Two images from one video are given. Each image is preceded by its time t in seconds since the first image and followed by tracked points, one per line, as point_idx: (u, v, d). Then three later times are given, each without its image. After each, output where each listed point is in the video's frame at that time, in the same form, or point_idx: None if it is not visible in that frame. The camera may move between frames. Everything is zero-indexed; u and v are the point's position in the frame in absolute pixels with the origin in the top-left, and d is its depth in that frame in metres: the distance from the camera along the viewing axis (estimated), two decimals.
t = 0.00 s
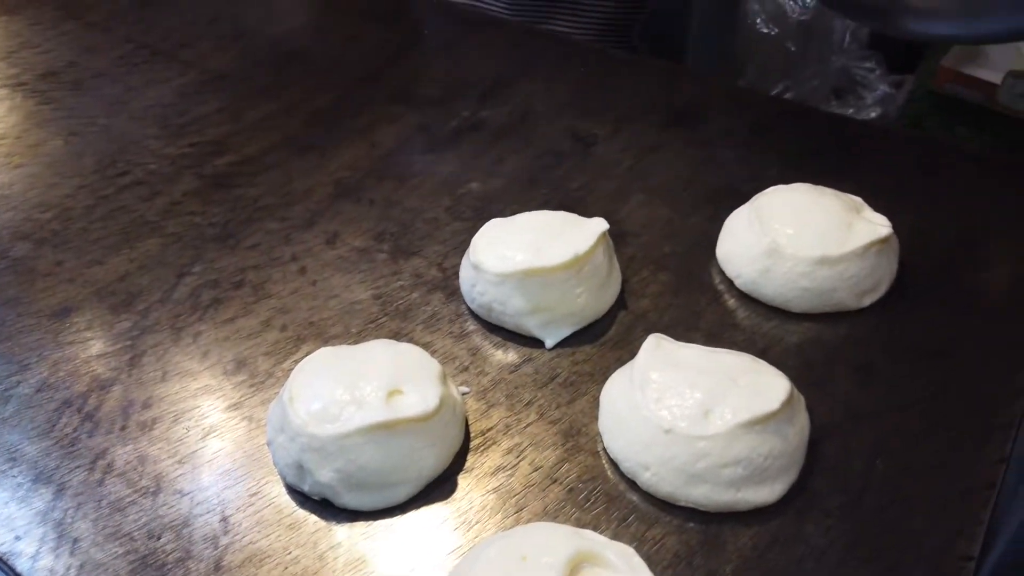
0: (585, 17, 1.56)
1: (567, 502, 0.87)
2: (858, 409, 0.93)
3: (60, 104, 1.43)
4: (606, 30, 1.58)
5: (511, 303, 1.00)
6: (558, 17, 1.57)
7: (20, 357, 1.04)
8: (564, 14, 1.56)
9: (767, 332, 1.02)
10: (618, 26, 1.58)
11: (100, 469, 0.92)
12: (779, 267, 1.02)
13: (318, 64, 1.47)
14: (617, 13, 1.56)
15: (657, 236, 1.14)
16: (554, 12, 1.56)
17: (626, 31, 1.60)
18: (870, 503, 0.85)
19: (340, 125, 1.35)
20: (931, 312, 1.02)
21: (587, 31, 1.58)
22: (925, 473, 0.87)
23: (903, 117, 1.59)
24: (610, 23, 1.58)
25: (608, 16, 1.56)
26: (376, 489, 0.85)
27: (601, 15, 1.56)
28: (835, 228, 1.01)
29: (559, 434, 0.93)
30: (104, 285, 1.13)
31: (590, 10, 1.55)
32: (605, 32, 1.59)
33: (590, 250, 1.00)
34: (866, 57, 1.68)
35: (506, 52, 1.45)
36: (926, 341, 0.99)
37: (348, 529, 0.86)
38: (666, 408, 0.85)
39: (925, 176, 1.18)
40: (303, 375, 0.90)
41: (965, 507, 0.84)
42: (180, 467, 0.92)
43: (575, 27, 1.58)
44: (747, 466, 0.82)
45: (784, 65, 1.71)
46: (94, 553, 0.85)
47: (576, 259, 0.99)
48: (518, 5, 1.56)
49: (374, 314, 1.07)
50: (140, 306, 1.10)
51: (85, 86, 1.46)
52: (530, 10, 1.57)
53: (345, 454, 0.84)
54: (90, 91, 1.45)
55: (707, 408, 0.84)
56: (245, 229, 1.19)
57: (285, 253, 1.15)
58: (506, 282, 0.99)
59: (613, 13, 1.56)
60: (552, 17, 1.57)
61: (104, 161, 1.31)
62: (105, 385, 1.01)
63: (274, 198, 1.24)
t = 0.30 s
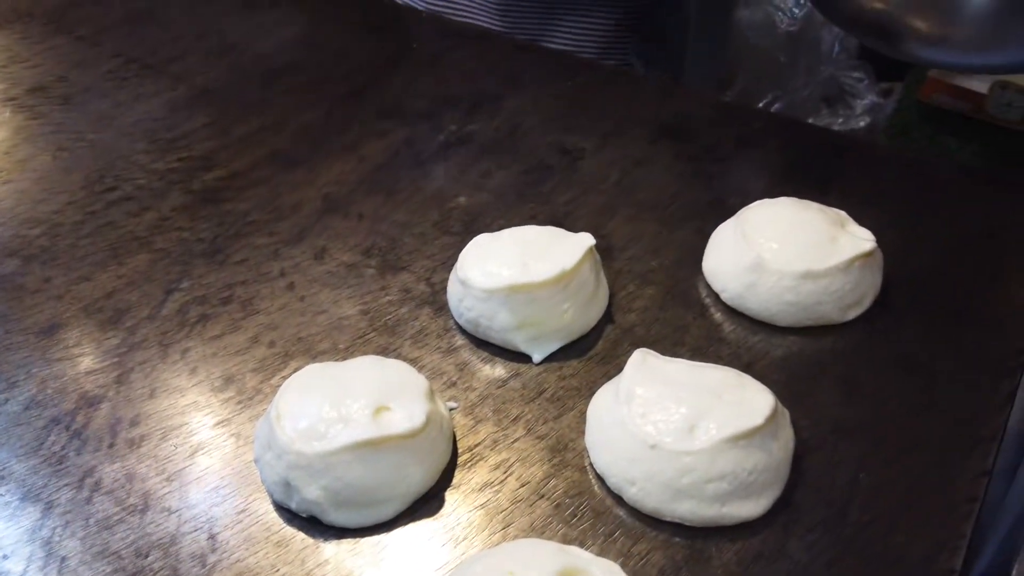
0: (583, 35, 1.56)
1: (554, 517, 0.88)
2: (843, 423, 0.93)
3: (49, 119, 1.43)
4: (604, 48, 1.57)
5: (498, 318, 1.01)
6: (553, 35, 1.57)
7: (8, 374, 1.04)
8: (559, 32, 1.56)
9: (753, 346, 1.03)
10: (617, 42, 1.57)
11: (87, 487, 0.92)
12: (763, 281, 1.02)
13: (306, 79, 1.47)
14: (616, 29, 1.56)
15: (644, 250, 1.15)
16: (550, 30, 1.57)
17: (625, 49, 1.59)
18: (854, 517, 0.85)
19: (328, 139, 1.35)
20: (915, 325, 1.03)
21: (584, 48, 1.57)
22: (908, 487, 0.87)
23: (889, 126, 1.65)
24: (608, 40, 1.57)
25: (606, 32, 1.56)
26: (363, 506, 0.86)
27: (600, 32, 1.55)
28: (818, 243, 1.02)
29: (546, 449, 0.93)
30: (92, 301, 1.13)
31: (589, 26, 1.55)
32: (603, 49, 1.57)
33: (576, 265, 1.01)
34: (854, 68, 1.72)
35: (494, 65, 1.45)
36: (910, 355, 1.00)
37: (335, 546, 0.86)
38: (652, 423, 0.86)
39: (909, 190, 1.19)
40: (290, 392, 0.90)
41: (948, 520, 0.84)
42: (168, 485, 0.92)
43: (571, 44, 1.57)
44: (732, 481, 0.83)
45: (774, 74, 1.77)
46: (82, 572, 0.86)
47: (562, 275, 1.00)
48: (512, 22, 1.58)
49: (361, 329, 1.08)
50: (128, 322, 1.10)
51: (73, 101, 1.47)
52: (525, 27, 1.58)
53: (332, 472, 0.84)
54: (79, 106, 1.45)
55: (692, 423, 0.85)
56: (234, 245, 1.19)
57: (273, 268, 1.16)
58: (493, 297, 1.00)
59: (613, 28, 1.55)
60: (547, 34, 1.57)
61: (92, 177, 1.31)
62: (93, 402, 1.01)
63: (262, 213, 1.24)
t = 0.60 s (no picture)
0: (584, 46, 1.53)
1: (548, 524, 0.88)
2: (834, 429, 0.94)
3: (43, 128, 1.43)
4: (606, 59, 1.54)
5: (491, 325, 1.01)
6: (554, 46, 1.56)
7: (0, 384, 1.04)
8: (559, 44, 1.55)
9: (745, 352, 1.03)
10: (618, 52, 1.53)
11: (80, 496, 0.92)
12: (755, 288, 1.03)
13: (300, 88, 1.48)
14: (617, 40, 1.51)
15: (636, 257, 1.16)
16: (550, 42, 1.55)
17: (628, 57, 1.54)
18: (846, 522, 0.86)
19: (322, 148, 1.36)
20: (905, 331, 1.03)
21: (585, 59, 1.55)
22: (900, 491, 0.88)
23: (880, 132, 1.76)
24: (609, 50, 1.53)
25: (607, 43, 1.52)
26: (356, 514, 0.86)
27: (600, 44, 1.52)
28: (809, 250, 1.03)
29: (540, 456, 0.94)
30: (86, 310, 1.13)
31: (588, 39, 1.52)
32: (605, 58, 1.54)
33: (569, 273, 1.01)
34: (846, 75, 1.74)
35: (487, 74, 1.46)
36: (900, 360, 1.00)
37: (328, 554, 0.86)
38: (644, 430, 0.86)
39: (900, 197, 1.20)
40: (283, 400, 0.90)
41: (939, 525, 0.85)
42: (161, 493, 0.92)
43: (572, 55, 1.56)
44: (725, 487, 0.83)
45: (767, 81, 1.77)
46: None
47: (555, 282, 1.00)
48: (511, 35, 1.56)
49: (355, 337, 1.08)
50: (122, 331, 1.10)
51: (67, 110, 1.47)
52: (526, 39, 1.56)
53: (325, 480, 0.84)
54: (73, 115, 1.46)
55: (684, 430, 0.85)
56: (228, 253, 1.20)
57: (267, 277, 1.16)
58: (486, 304, 1.00)
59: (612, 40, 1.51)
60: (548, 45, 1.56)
61: (86, 186, 1.31)
62: (87, 411, 1.01)
63: (255, 221, 1.24)
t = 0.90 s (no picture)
0: (582, 53, 1.58)
1: (542, 531, 0.88)
2: (827, 435, 0.94)
3: (37, 135, 1.43)
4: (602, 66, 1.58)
5: (485, 332, 1.01)
6: (552, 56, 1.59)
7: None
8: (556, 53, 1.59)
9: (738, 358, 1.04)
10: (614, 59, 1.58)
11: (74, 504, 0.92)
12: (748, 294, 1.04)
13: (295, 95, 1.49)
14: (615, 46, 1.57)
15: (630, 264, 1.16)
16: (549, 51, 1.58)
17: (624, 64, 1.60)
18: (839, 528, 0.86)
19: (317, 155, 1.36)
20: (897, 337, 1.04)
21: (582, 67, 1.59)
22: (892, 497, 0.88)
23: (873, 137, 1.75)
24: (605, 57, 1.58)
25: (605, 49, 1.57)
26: (351, 522, 0.86)
27: (598, 50, 1.57)
28: (802, 256, 1.03)
29: (534, 463, 0.94)
30: (80, 318, 1.13)
31: (586, 45, 1.57)
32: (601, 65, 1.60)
33: (563, 280, 1.01)
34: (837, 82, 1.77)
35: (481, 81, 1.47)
36: (893, 366, 1.01)
37: (323, 562, 0.86)
38: (638, 436, 0.87)
39: (891, 203, 1.21)
40: (278, 407, 0.90)
41: (932, 530, 0.85)
42: (156, 501, 0.92)
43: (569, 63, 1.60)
44: (718, 493, 0.84)
45: (761, 86, 1.83)
46: None
47: (550, 290, 1.00)
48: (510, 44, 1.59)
49: (350, 344, 1.08)
50: (116, 339, 1.10)
51: (61, 118, 1.47)
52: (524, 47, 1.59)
53: (319, 487, 0.84)
54: (67, 122, 1.46)
55: (678, 436, 0.85)
56: (223, 260, 1.20)
57: (261, 284, 1.16)
58: (481, 311, 1.01)
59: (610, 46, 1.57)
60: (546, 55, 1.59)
61: (80, 194, 1.31)
62: (81, 419, 1.01)
63: (250, 228, 1.24)
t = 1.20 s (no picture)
0: (575, 57, 1.58)
1: (538, 536, 0.88)
2: (823, 438, 0.94)
3: (31, 140, 1.43)
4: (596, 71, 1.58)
5: (481, 336, 1.01)
6: (545, 60, 1.60)
7: None
8: (549, 57, 1.59)
9: (734, 362, 1.03)
10: (607, 65, 1.57)
11: (69, 510, 0.92)
12: (744, 297, 1.04)
13: (290, 100, 1.49)
14: (608, 51, 1.56)
15: (625, 268, 1.16)
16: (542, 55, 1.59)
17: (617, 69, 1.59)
18: (835, 532, 0.86)
19: (312, 160, 1.36)
20: (893, 340, 1.04)
21: (574, 71, 1.59)
22: (889, 500, 0.88)
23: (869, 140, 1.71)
24: (599, 62, 1.58)
25: (597, 55, 1.57)
26: (347, 527, 0.85)
27: (591, 56, 1.57)
28: (797, 259, 1.03)
29: (530, 467, 0.94)
30: (74, 323, 1.12)
31: (578, 51, 1.57)
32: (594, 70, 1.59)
33: (558, 284, 1.01)
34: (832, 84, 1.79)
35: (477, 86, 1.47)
36: (889, 369, 1.01)
37: (318, 569, 0.86)
38: (634, 440, 0.86)
39: (887, 206, 1.21)
40: (273, 413, 0.90)
41: (928, 533, 0.85)
42: (150, 507, 0.92)
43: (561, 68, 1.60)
44: (714, 498, 0.83)
45: (757, 89, 1.87)
46: None
47: (545, 294, 1.00)
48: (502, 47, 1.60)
49: (345, 348, 1.08)
50: (111, 344, 1.09)
51: (56, 122, 1.46)
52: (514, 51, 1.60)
53: (314, 493, 0.84)
54: (61, 127, 1.45)
55: (674, 440, 0.85)
56: (218, 265, 1.20)
57: (256, 288, 1.16)
58: (476, 316, 1.01)
59: (602, 52, 1.56)
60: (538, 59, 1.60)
61: (75, 198, 1.31)
62: (75, 425, 1.00)
63: (245, 233, 1.24)
